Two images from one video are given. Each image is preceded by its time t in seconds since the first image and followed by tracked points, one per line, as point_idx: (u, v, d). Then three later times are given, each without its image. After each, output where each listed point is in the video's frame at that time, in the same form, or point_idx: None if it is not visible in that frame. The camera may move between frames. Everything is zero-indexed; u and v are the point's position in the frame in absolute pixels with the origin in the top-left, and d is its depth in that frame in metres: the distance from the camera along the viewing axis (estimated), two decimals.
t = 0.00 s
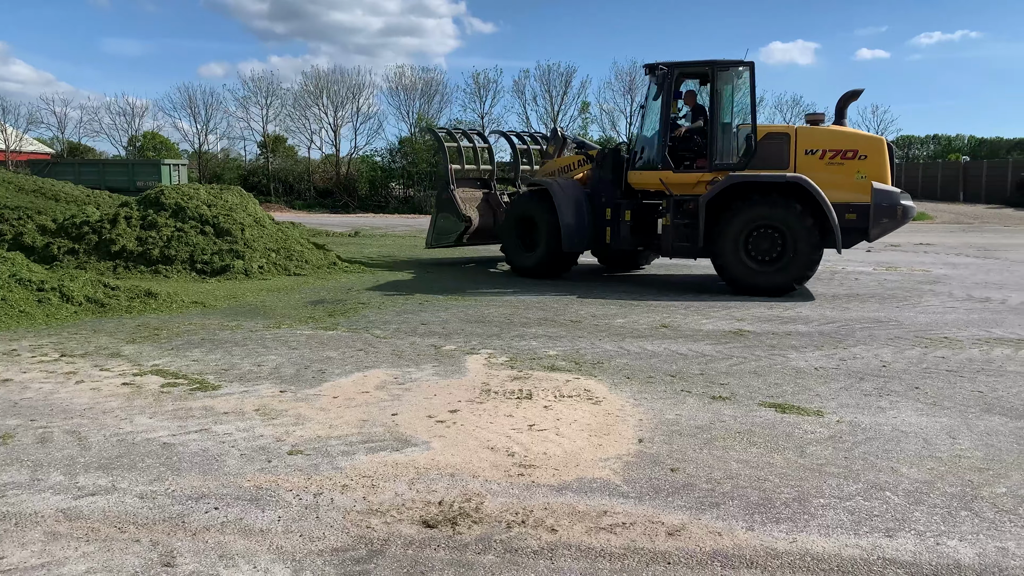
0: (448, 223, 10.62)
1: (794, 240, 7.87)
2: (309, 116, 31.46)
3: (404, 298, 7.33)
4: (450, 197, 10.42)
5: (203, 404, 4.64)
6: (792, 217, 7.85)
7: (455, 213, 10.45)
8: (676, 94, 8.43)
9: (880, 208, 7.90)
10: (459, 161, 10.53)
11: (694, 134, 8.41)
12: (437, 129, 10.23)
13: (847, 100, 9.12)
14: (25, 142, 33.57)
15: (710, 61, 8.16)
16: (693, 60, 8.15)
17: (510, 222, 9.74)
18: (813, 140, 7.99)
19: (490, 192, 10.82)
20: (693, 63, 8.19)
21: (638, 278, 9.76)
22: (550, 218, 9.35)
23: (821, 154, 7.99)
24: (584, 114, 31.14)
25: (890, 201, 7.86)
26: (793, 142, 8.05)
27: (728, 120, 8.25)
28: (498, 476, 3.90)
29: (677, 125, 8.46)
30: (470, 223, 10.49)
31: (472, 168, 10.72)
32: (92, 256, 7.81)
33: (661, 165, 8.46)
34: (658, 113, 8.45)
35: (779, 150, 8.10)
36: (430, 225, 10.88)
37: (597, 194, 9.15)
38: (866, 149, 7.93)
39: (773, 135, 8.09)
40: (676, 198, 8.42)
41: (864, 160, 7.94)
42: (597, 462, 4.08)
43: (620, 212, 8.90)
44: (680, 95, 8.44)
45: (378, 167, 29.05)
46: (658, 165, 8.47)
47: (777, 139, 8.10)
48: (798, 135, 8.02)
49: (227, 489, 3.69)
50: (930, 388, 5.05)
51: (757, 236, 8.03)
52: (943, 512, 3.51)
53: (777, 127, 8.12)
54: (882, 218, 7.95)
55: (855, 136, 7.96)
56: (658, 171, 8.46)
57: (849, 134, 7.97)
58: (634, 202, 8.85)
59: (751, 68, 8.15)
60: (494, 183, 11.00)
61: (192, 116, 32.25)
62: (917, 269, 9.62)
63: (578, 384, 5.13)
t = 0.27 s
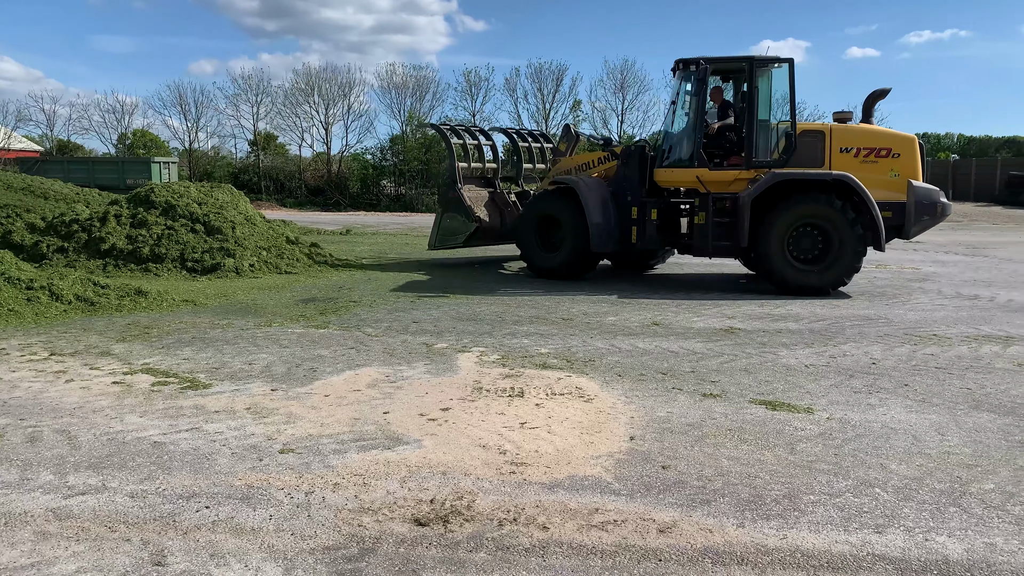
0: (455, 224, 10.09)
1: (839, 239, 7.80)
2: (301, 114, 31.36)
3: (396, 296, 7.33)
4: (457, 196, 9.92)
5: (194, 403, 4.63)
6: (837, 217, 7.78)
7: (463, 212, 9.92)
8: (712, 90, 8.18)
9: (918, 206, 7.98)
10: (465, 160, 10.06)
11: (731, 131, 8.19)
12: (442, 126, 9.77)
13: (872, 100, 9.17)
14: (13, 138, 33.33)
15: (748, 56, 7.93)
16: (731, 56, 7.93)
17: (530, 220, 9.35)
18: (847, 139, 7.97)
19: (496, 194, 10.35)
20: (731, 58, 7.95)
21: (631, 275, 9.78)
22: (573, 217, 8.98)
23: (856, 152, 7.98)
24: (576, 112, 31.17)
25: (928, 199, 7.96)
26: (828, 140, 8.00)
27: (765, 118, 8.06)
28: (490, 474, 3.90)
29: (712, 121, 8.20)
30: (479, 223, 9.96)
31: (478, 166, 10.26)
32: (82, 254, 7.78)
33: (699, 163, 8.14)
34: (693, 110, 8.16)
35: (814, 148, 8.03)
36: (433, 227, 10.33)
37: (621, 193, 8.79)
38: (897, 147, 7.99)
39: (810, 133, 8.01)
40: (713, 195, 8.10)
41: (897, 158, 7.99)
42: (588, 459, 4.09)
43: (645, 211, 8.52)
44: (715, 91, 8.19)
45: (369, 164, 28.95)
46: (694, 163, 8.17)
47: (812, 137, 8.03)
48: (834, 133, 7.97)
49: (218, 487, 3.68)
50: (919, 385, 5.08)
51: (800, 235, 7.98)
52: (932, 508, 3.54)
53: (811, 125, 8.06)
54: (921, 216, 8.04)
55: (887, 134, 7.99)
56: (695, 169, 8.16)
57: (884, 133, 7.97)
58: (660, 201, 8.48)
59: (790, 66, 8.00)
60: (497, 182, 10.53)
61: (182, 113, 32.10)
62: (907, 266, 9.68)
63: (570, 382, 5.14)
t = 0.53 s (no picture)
0: (467, 226, 9.74)
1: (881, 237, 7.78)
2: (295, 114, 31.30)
3: (390, 296, 7.32)
4: (472, 197, 9.58)
5: (188, 404, 4.62)
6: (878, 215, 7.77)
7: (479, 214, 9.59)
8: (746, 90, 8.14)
9: (956, 203, 8.00)
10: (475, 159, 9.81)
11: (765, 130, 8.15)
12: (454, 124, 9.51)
13: (899, 99, 9.19)
14: (4, 139, 33.13)
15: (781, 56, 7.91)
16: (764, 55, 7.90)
17: (556, 221, 9.01)
18: (880, 137, 7.99)
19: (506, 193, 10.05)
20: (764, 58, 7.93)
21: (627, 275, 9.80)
22: (605, 218, 8.72)
23: (889, 150, 8.00)
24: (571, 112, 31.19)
25: (966, 196, 7.99)
26: (862, 138, 8.00)
27: (802, 115, 8.01)
28: (485, 474, 3.90)
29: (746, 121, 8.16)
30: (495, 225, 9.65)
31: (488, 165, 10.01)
32: (75, 255, 7.75)
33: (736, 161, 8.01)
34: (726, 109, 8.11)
35: (848, 146, 8.02)
36: (441, 229, 9.93)
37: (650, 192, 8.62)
38: (928, 145, 8.06)
39: (845, 131, 7.99)
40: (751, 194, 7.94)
41: (927, 156, 8.05)
42: (583, 459, 4.09)
43: (678, 211, 8.42)
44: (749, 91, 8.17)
45: (362, 166, 28.78)
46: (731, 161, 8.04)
47: (846, 135, 8.02)
48: (867, 131, 7.98)
49: (214, 489, 3.67)
50: (912, 383, 5.10)
51: (842, 234, 7.92)
52: (926, 505, 3.55)
53: (845, 123, 8.06)
54: (962, 214, 8.04)
55: (917, 133, 8.07)
56: (732, 168, 8.02)
57: (915, 132, 8.05)
58: (692, 201, 8.41)
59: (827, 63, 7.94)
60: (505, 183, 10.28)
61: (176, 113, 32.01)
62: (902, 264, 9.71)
63: (566, 381, 5.15)
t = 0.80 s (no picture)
0: (485, 229, 9.46)
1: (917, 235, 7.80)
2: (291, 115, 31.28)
3: (388, 297, 7.32)
4: (493, 198, 9.31)
5: (186, 405, 4.61)
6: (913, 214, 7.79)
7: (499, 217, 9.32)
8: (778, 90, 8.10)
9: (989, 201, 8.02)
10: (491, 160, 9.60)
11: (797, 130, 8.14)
12: (470, 124, 9.33)
13: (931, 96, 9.15)
14: None
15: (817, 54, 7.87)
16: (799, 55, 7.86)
17: (586, 228, 8.70)
18: (913, 136, 7.98)
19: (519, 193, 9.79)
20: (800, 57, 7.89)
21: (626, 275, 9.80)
22: (639, 219, 8.44)
23: (921, 149, 7.99)
24: (568, 112, 31.21)
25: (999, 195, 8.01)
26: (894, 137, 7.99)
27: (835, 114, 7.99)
28: (484, 474, 3.90)
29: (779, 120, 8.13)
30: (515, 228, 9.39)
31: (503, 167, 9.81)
32: (71, 257, 7.74)
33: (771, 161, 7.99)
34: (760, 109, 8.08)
35: (881, 145, 8.02)
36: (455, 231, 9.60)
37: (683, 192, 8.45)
38: (961, 144, 8.03)
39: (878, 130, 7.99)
40: (785, 193, 7.94)
41: (960, 156, 8.03)
42: (582, 458, 4.09)
43: (711, 211, 8.32)
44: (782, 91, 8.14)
45: (360, 165, 28.89)
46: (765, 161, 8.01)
47: (879, 134, 8.02)
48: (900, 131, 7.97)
49: (212, 491, 3.67)
50: (910, 381, 5.11)
51: (877, 234, 7.92)
52: (924, 503, 3.56)
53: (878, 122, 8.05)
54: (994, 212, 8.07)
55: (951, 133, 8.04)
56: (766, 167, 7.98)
57: (949, 132, 8.02)
58: (724, 201, 8.34)
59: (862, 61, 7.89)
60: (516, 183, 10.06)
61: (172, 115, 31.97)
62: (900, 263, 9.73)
63: (564, 381, 5.15)
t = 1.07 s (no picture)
0: (516, 233, 9.19)
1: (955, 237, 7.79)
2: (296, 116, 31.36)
3: (393, 298, 7.34)
4: (522, 201, 9.07)
5: (192, 406, 4.63)
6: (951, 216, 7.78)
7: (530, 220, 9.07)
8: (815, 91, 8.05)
9: None
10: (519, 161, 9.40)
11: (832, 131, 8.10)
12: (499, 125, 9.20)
13: (964, 98, 9.16)
14: (7, 144, 33.24)
15: (854, 56, 7.81)
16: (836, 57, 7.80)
17: (627, 231, 8.48)
18: (948, 137, 8.05)
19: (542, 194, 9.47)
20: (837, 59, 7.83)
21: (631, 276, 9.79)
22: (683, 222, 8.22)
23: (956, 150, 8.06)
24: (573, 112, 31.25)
25: None
26: (930, 138, 8.04)
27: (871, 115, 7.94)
28: (489, 475, 3.90)
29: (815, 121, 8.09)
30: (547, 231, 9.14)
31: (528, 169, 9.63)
32: (77, 258, 7.77)
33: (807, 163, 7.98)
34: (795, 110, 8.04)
35: (917, 146, 8.04)
36: (483, 237, 9.31)
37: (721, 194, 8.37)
38: (994, 146, 8.13)
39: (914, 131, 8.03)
40: (822, 194, 7.96)
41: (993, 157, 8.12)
42: (586, 460, 4.09)
43: (748, 213, 8.29)
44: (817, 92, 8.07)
45: (364, 165, 28.95)
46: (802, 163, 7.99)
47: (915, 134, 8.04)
48: (936, 132, 8.03)
49: (218, 492, 3.68)
50: (916, 383, 5.09)
51: (916, 235, 7.89)
52: (930, 505, 3.55)
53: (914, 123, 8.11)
54: None
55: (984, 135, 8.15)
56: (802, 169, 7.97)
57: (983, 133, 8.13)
58: (761, 202, 8.32)
59: (898, 64, 7.84)
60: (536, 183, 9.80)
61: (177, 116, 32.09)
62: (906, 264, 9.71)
63: (568, 383, 5.15)
